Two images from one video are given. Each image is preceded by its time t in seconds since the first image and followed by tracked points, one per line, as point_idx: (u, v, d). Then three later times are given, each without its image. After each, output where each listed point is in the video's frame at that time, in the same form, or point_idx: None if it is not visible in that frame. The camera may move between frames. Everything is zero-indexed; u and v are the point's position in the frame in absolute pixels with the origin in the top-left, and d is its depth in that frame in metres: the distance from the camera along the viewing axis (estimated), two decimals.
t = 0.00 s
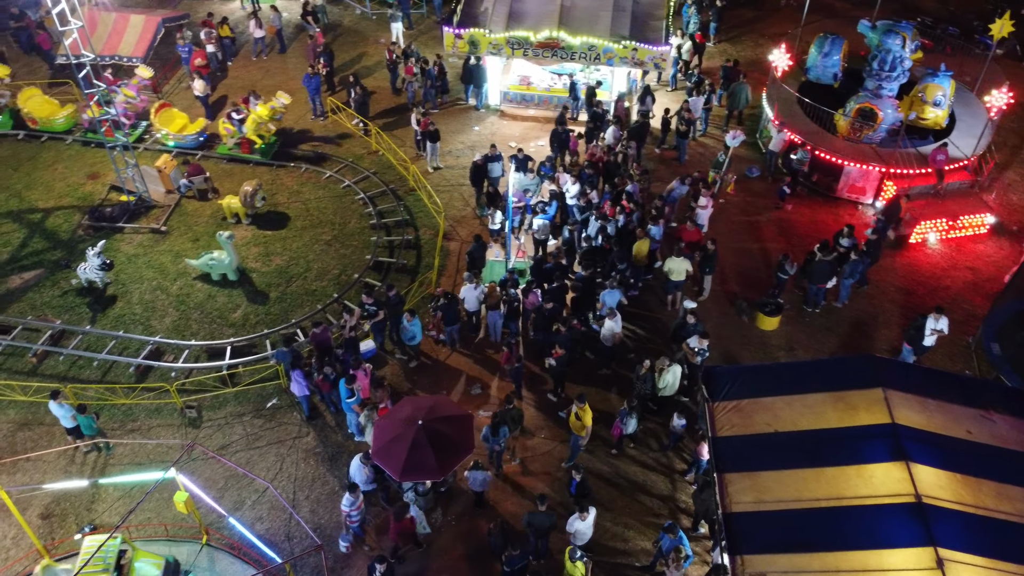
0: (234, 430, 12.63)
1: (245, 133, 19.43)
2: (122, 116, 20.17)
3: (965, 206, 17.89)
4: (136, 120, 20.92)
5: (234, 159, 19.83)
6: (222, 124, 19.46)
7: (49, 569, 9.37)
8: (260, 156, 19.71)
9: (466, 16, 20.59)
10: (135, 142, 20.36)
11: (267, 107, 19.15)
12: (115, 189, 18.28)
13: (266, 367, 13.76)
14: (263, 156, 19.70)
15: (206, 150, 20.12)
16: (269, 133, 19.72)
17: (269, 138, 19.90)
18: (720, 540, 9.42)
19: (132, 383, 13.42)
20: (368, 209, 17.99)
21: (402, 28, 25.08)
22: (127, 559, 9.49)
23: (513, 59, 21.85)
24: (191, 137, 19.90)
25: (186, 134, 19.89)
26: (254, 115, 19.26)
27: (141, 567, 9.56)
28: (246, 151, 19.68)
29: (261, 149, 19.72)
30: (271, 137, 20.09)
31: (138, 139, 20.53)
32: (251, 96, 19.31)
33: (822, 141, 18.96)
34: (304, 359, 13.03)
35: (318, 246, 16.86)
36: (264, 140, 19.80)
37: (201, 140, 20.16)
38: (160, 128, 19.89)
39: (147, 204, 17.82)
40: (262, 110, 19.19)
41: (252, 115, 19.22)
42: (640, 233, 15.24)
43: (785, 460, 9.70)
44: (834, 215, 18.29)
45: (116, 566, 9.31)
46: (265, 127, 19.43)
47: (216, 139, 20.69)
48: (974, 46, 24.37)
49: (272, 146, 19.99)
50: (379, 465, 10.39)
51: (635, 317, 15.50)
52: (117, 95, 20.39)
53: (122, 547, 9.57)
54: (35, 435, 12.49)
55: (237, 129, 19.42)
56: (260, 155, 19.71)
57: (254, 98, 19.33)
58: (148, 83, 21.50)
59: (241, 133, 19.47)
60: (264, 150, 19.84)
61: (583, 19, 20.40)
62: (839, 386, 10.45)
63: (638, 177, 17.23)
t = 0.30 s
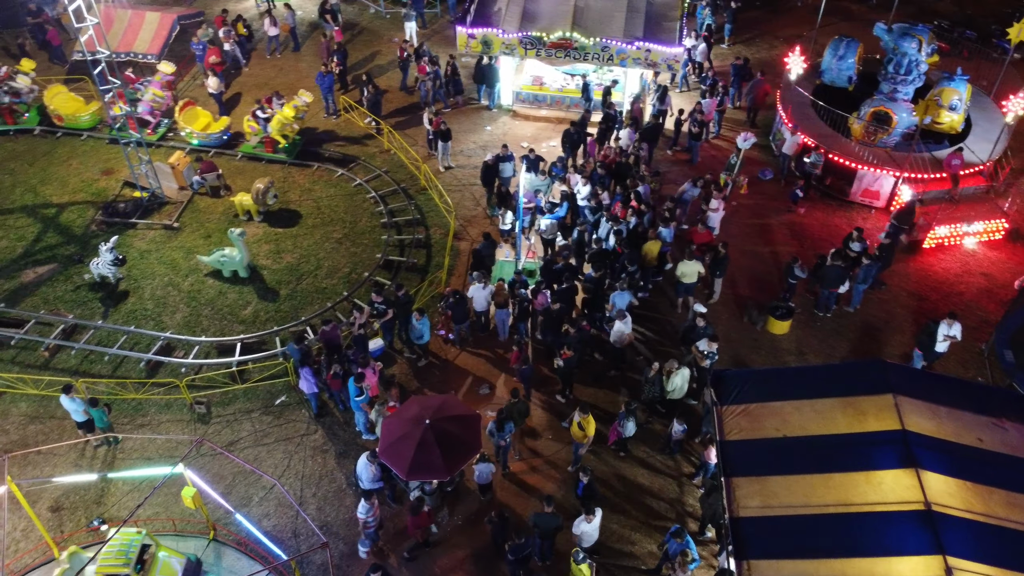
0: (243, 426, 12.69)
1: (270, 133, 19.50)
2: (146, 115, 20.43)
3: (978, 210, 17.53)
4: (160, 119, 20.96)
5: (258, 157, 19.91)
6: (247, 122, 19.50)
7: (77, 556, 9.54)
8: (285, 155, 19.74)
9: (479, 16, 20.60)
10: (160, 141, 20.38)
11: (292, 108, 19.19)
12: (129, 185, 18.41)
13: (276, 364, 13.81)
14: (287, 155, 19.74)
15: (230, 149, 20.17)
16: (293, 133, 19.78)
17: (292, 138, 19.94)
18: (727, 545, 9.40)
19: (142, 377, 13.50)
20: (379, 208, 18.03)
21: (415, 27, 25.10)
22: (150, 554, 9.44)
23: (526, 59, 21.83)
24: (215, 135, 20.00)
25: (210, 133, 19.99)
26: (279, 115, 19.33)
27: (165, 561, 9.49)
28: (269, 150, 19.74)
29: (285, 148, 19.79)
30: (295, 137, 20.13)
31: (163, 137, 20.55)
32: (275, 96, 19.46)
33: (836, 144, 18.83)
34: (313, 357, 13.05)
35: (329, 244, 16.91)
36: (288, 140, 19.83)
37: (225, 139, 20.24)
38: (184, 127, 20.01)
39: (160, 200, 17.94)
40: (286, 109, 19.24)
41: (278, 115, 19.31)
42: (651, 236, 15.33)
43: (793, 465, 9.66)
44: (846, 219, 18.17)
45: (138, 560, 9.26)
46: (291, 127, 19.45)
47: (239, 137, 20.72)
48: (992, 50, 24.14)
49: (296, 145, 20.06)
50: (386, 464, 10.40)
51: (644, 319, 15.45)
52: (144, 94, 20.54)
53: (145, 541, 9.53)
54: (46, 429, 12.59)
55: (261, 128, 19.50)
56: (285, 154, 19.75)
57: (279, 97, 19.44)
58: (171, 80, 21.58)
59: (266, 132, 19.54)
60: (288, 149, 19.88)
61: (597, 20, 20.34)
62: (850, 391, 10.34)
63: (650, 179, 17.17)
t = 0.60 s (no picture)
0: (252, 423, 12.73)
1: (295, 133, 19.52)
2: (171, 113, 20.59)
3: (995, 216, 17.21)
4: (184, 118, 20.95)
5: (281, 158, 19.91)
6: (272, 121, 19.51)
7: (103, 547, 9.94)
8: (309, 155, 19.72)
9: (493, 15, 20.61)
10: (183, 138, 20.39)
11: (318, 109, 19.30)
12: (142, 182, 18.53)
13: (285, 361, 13.85)
14: (311, 155, 19.75)
15: (253, 148, 20.23)
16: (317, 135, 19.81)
17: (316, 138, 19.99)
18: (734, 550, 9.34)
19: (153, 373, 13.58)
20: (389, 207, 18.06)
21: (428, 27, 25.14)
22: (171, 551, 9.43)
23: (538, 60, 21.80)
24: (238, 133, 20.01)
25: (233, 132, 20.02)
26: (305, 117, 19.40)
27: (184, 561, 9.48)
28: (293, 151, 19.77)
29: (309, 149, 19.85)
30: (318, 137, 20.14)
31: (187, 135, 20.58)
32: (298, 95, 19.51)
33: (850, 148, 18.73)
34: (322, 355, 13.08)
35: (339, 242, 16.94)
36: (312, 141, 19.87)
37: (248, 138, 20.27)
38: (208, 126, 20.05)
39: (172, 196, 18.04)
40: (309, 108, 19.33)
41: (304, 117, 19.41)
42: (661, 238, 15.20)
43: (802, 470, 9.59)
44: (860, 223, 18.04)
45: (158, 557, 9.26)
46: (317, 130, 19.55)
47: (262, 136, 20.80)
48: (1009, 55, 23.92)
49: (319, 145, 20.10)
50: (393, 464, 10.41)
51: (654, 321, 15.40)
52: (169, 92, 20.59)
53: (167, 539, 9.52)
54: (57, 423, 12.68)
55: (287, 128, 19.51)
56: (309, 154, 19.81)
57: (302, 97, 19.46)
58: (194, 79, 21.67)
59: (291, 132, 19.56)
60: (312, 149, 19.91)
61: (611, 21, 20.27)
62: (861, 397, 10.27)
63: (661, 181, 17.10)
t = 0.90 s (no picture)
0: (260, 421, 12.77)
1: (319, 135, 19.47)
2: (194, 110, 20.56)
3: (1011, 224, 17.33)
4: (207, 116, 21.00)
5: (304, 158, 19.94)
6: (297, 122, 19.49)
7: (125, 539, 9.31)
8: (333, 156, 19.72)
9: (506, 15, 20.58)
10: (206, 137, 20.46)
11: (342, 110, 19.25)
12: (155, 178, 18.64)
13: (294, 359, 13.90)
14: (335, 156, 19.71)
15: (275, 148, 20.23)
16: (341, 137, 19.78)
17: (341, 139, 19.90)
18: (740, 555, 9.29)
19: (163, 369, 13.66)
20: (400, 206, 18.08)
21: (442, 27, 25.16)
22: (191, 551, 9.31)
23: (551, 61, 21.77)
24: (261, 133, 20.03)
25: (256, 131, 20.04)
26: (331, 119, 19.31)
27: (202, 563, 9.42)
28: (315, 151, 19.76)
29: (333, 150, 19.79)
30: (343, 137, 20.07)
31: (210, 134, 20.65)
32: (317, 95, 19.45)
33: (864, 153, 18.62)
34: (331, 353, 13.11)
35: (349, 241, 16.98)
36: (336, 142, 19.81)
37: (271, 138, 20.26)
38: (231, 125, 20.05)
39: (185, 193, 18.14)
40: (334, 109, 19.22)
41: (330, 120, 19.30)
42: (673, 241, 15.25)
43: (810, 477, 9.52)
44: (872, 228, 17.91)
45: (177, 557, 9.12)
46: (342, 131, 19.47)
47: (285, 137, 20.81)
48: None
49: (343, 145, 20.04)
50: (399, 463, 10.41)
51: (663, 324, 15.35)
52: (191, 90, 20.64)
53: (188, 538, 9.36)
54: (67, 417, 12.78)
55: (312, 129, 19.47)
56: (333, 155, 19.76)
57: (324, 97, 19.38)
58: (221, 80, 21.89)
59: (316, 134, 19.53)
60: (335, 150, 19.87)
61: (624, 22, 20.20)
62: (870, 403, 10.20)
63: (673, 184, 17.04)
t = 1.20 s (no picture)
0: (268, 419, 12.81)
1: (341, 136, 19.52)
2: (215, 109, 20.55)
3: None
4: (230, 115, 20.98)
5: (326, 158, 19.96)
6: (319, 123, 19.56)
7: (148, 534, 9.33)
8: (354, 157, 19.73)
9: (519, 16, 20.59)
10: (229, 137, 20.49)
11: (365, 111, 19.35)
12: (168, 175, 18.74)
13: (303, 358, 13.94)
14: (356, 157, 19.73)
15: (300, 148, 20.25)
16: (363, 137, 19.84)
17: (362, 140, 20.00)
18: (746, 562, 9.22)
19: (172, 366, 13.72)
20: (410, 206, 18.09)
21: (455, 27, 25.18)
22: (209, 554, 9.29)
23: (563, 62, 21.71)
24: (285, 133, 20.07)
25: (280, 131, 20.08)
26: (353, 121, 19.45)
27: (219, 567, 9.34)
28: (337, 152, 19.78)
29: (354, 151, 19.81)
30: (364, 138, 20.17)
31: (233, 134, 20.66)
32: (341, 96, 19.59)
33: (877, 158, 18.39)
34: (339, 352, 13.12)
35: (360, 240, 17.02)
36: (358, 144, 19.84)
37: (294, 138, 20.31)
38: (255, 125, 20.10)
39: (197, 191, 18.22)
40: (356, 109, 19.41)
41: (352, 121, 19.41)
42: (683, 244, 15.20)
43: (818, 484, 9.44)
44: (885, 233, 17.77)
45: (195, 558, 9.16)
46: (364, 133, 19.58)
47: (308, 136, 20.78)
48: None
49: (365, 146, 20.09)
50: (405, 463, 10.42)
51: (672, 328, 15.30)
52: (212, 88, 20.62)
53: (207, 541, 9.37)
54: (77, 412, 12.86)
55: (334, 131, 19.56)
56: (354, 156, 19.75)
57: (346, 97, 19.51)
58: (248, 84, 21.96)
59: (338, 135, 19.57)
60: (356, 152, 19.86)
61: (638, 23, 20.12)
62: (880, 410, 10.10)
63: (685, 187, 16.97)
